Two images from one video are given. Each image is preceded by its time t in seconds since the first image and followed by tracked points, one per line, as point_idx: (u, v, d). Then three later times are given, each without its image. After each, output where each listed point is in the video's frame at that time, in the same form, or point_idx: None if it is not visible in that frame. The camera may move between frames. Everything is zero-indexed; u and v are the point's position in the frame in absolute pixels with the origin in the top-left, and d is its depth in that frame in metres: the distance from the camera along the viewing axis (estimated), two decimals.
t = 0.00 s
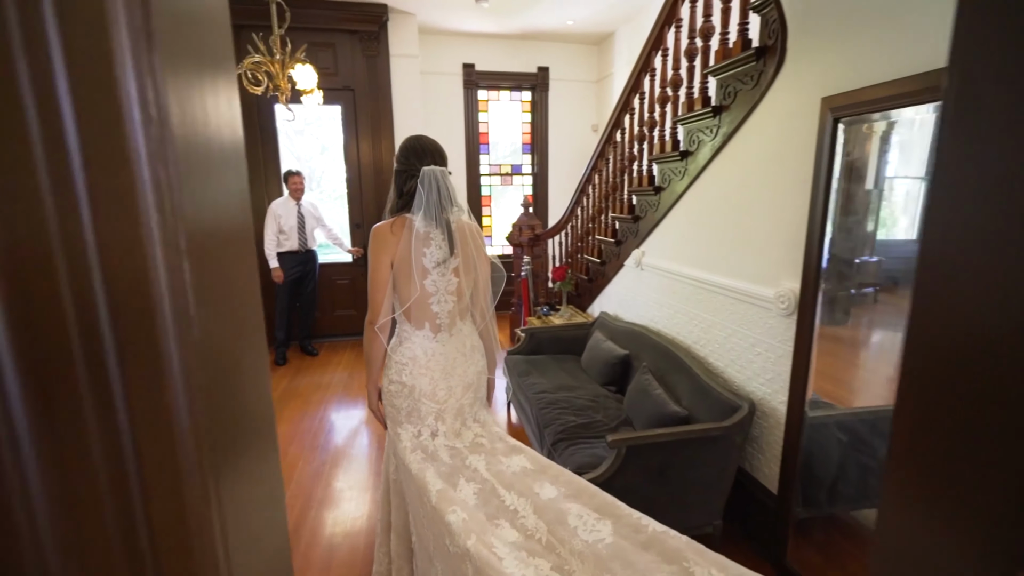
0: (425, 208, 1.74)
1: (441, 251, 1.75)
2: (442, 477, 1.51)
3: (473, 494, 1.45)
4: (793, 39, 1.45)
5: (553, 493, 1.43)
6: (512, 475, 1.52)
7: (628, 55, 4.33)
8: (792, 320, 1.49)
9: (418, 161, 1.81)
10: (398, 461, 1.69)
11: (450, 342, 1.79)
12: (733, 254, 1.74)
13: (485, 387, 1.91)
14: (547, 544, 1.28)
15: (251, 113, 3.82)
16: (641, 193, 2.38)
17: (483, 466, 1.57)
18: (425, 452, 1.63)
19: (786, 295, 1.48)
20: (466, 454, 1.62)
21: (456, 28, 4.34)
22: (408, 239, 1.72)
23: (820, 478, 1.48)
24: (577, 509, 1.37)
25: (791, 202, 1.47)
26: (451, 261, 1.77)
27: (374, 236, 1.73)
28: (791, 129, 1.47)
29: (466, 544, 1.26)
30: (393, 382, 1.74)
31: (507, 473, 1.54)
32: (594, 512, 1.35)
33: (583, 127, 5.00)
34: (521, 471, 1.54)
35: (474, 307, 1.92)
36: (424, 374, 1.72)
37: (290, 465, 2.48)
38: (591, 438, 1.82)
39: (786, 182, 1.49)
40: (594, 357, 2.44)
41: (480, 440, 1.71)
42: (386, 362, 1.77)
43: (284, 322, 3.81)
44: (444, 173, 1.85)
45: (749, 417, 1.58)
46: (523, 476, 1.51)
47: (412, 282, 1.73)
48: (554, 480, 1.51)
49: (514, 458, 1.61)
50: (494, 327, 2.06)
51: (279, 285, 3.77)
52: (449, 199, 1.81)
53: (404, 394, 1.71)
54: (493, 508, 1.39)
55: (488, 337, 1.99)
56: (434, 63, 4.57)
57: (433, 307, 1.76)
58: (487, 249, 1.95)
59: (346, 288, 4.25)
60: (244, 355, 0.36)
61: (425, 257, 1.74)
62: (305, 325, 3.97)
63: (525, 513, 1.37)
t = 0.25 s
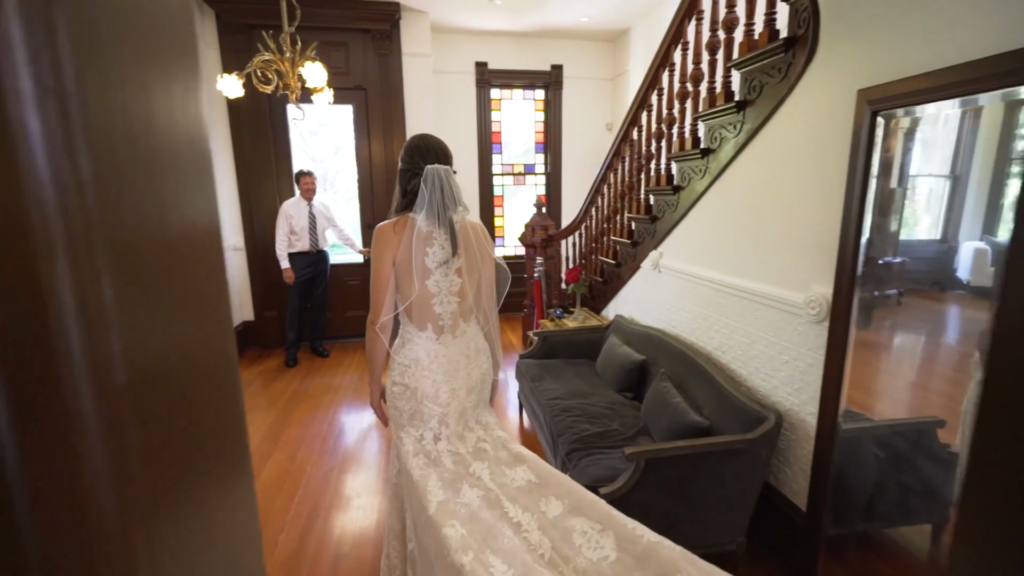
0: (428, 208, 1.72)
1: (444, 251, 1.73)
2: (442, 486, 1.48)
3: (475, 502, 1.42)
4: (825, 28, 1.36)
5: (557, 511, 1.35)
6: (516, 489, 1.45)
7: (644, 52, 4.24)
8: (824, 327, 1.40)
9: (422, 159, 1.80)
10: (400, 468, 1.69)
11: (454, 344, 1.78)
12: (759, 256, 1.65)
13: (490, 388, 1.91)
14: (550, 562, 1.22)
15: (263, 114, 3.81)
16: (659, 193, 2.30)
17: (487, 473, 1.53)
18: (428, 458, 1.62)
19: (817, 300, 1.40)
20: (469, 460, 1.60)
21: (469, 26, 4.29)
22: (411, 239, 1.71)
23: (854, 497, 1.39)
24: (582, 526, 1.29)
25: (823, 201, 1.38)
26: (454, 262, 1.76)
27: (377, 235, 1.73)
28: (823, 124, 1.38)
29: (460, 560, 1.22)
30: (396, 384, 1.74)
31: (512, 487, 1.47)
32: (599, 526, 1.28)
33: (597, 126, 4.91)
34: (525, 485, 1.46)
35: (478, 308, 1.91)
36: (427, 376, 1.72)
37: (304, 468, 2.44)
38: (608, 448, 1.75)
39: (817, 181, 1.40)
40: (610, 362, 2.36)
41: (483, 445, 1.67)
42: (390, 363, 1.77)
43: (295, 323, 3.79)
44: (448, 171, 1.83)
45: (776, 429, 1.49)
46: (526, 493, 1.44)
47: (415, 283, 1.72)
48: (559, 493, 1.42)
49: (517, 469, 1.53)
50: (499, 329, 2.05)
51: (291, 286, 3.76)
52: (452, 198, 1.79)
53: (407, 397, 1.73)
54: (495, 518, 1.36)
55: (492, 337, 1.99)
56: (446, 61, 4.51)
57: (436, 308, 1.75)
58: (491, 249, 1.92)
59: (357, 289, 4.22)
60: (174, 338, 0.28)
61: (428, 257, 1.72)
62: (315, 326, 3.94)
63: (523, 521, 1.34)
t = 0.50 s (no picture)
0: (431, 207, 1.67)
1: (446, 251, 1.67)
2: (445, 491, 1.46)
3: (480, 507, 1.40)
4: (858, 16, 1.27)
5: (564, 526, 1.35)
6: (523, 499, 1.43)
7: (659, 48, 4.15)
8: (855, 334, 1.32)
9: (427, 157, 1.75)
10: (404, 474, 1.65)
11: (458, 347, 1.72)
12: (784, 258, 1.57)
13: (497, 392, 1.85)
14: None
15: (273, 114, 3.80)
16: (677, 193, 2.21)
17: (493, 479, 1.51)
18: (433, 464, 1.57)
19: (849, 306, 1.32)
20: (475, 465, 1.56)
21: (480, 24, 4.23)
22: (413, 239, 1.66)
23: (890, 517, 1.30)
24: (588, 547, 1.30)
25: (855, 201, 1.30)
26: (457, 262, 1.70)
27: (379, 235, 1.69)
28: (856, 118, 1.29)
29: None
30: (399, 388, 1.69)
31: (518, 496, 1.46)
32: (605, 550, 1.28)
33: (610, 125, 4.83)
34: (532, 496, 1.45)
35: (483, 309, 1.85)
36: (430, 379, 1.66)
37: (312, 471, 2.39)
38: (624, 460, 1.67)
39: (849, 178, 1.31)
40: (625, 368, 2.28)
41: (489, 449, 1.65)
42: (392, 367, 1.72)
43: (304, 325, 3.77)
44: (453, 169, 1.78)
45: (803, 442, 1.41)
46: (533, 502, 1.43)
47: (417, 284, 1.67)
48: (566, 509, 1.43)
49: (524, 477, 1.53)
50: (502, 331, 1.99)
51: (300, 287, 3.73)
52: (455, 197, 1.73)
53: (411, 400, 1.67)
54: (500, 526, 1.34)
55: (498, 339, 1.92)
56: (457, 59, 4.46)
57: (439, 310, 1.69)
58: (496, 250, 1.87)
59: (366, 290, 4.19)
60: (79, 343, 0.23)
61: (430, 257, 1.67)
62: (324, 328, 3.91)
63: (527, 527, 1.34)
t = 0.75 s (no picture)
0: (433, 208, 1.70)
1: (448, 253, 1.71)
2: (446, 495, 1.49)
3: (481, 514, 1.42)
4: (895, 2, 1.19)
5: (567, 540, 1.31)
6: (525, 507, 1.43)
7: (672, 44, 4.06)
8: (888, 341, 1.24)
9: (430, 157, 1.77)
10: (406, 480, 1.67)
11: (459, 349, 1.77)
12: (808, 261, 1.49)
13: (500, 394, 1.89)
14: None
15: (282, 113, 3.77)
16: (693, 192, 2.14)
17: (494, 485, 1.53)
18: (434, 468, 1.61)
19: (880, 311, 1.24)
20: (477, 471, 1.60)
21: (490, 21, 4.17)
22: (415, 241, 1.69)
23: (928, 538, 1.23)
24: (592, 563, 1.25)
25: (888, 200, 1.22)
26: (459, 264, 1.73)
27: (383, 235, 1.71)
28: (891, 112, 1.21)
29: None
30: (402, 391, 1.72)
31: (520, 504, 1.45)
32: (609, 567, 1.23)
33: (622, 123, 4.74)
34: (535, 506, 1.44)
35: (486, 311, 1.88)
36: (432, 382, 1.72)
37: (319, 475, 2.35)
38: (638, 471, 1.60)
39: (882, 176, 1.24)
40: (639, 374, 2.19)
41: (492, 455, 1.68)
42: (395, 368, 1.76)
43: (312, 325, 3.73)
44: (456, 169, 1.79)
45: (831, 454, 1.33)
46: (535, 513, 1.42)
47: (419, 286, 1.71)
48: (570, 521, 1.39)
49: (527, 486, 1.53)
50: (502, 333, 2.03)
51: (307, 287, 3.71)
52: (458, 197, 1.75)
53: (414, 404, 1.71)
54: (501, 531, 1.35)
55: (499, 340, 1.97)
56: (466, 57, 4.41)
57: (441, 312, 1.73)
58: (499, 252, 1.90)
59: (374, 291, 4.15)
60: None
61: (433, 259, 1.71)
62: (332, 329, 3.87)
63: (528, 537, 1.33)
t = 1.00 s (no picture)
0: (435, 210, 1.72)
1: (449, 256, 1.73)
2: (447, 501, 1.50)
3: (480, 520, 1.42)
4: None
5: (566, 553, 1.29)
6: (526, 515, 1.42)
7: (684, 41, 3.98)
8: (922, 350, 1.16)
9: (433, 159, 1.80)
10: (407, 485, 1.68)
11: (461, 352, 1.79)
12: (832, 264, 1.42)
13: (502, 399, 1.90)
14: None
15: (288, 111, 3.74)
16: (708, 191, 2.07)
17: (495, 491, 1.54)
18: (435, 473, 1.63)
19: (913, 318, 1.16)
20: (478, 475, 1.62)
21: (498, 18, 4.11)
22: (416, 243, 1.72)
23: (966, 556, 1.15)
24: None
25: (922, 200, 1.15)
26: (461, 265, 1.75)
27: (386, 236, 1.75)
28: (927, 106, 1.13)
29: None
30: (402, 393, 1.76)
31: (521, 512, 1.45)
32: None
33: (632, 122, 4.67)
34: (535, 514, 1.44)
35: (490, 314, 1.89)
36: (433, 385, 1.74)
37: (323, 479, 2.30)
38: (652, 483, 1.53)
39: (915, 174, 1.16)
40: (652, 380, 2.11)
41: (493, 459, 1.70)
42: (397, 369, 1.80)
43: (318, 326, 3.70)
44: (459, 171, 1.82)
45: (859, 468, 1.25)
46: (536, 521, 1.41)
47: (421, 287, 1.74)
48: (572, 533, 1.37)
49: (528, 493, 1.54)
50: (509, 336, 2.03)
51: (313, 288, 3.68)
52: (461, 199, 1.78)
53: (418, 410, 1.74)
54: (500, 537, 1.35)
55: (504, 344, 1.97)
56: (474, 55, 4.35)
57: (441, 314, 1.76)
58: (503, 254, 1.90)
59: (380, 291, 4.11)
60: None
61: (435, 261, 1.73)
62: (339, 330, 3.84)
63: (528, 546, 1.31)
